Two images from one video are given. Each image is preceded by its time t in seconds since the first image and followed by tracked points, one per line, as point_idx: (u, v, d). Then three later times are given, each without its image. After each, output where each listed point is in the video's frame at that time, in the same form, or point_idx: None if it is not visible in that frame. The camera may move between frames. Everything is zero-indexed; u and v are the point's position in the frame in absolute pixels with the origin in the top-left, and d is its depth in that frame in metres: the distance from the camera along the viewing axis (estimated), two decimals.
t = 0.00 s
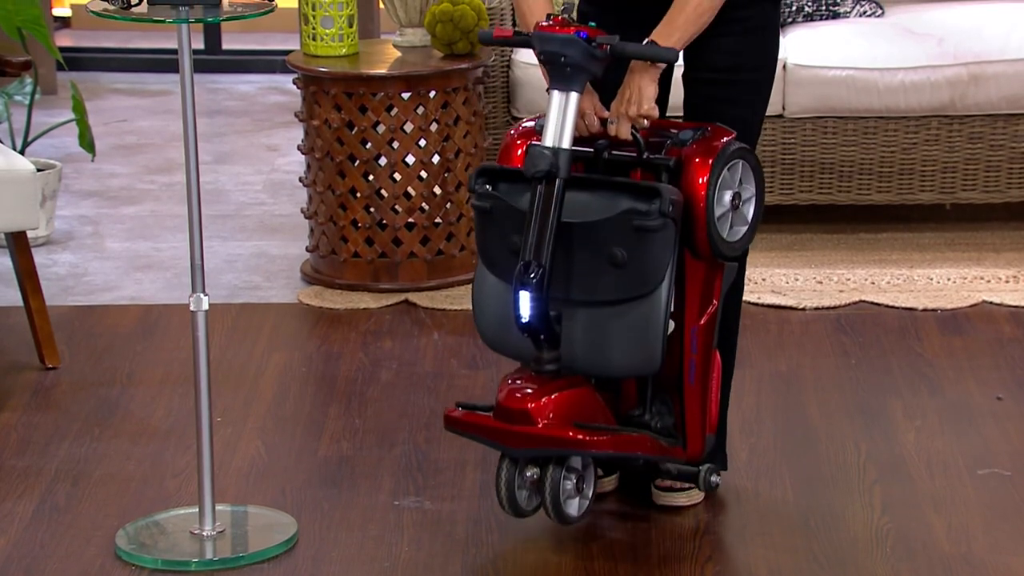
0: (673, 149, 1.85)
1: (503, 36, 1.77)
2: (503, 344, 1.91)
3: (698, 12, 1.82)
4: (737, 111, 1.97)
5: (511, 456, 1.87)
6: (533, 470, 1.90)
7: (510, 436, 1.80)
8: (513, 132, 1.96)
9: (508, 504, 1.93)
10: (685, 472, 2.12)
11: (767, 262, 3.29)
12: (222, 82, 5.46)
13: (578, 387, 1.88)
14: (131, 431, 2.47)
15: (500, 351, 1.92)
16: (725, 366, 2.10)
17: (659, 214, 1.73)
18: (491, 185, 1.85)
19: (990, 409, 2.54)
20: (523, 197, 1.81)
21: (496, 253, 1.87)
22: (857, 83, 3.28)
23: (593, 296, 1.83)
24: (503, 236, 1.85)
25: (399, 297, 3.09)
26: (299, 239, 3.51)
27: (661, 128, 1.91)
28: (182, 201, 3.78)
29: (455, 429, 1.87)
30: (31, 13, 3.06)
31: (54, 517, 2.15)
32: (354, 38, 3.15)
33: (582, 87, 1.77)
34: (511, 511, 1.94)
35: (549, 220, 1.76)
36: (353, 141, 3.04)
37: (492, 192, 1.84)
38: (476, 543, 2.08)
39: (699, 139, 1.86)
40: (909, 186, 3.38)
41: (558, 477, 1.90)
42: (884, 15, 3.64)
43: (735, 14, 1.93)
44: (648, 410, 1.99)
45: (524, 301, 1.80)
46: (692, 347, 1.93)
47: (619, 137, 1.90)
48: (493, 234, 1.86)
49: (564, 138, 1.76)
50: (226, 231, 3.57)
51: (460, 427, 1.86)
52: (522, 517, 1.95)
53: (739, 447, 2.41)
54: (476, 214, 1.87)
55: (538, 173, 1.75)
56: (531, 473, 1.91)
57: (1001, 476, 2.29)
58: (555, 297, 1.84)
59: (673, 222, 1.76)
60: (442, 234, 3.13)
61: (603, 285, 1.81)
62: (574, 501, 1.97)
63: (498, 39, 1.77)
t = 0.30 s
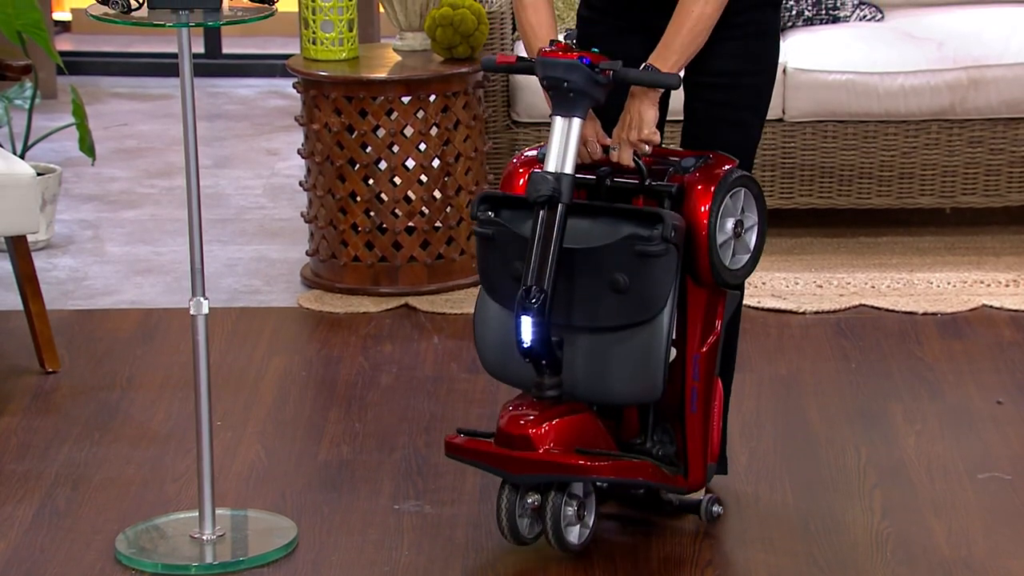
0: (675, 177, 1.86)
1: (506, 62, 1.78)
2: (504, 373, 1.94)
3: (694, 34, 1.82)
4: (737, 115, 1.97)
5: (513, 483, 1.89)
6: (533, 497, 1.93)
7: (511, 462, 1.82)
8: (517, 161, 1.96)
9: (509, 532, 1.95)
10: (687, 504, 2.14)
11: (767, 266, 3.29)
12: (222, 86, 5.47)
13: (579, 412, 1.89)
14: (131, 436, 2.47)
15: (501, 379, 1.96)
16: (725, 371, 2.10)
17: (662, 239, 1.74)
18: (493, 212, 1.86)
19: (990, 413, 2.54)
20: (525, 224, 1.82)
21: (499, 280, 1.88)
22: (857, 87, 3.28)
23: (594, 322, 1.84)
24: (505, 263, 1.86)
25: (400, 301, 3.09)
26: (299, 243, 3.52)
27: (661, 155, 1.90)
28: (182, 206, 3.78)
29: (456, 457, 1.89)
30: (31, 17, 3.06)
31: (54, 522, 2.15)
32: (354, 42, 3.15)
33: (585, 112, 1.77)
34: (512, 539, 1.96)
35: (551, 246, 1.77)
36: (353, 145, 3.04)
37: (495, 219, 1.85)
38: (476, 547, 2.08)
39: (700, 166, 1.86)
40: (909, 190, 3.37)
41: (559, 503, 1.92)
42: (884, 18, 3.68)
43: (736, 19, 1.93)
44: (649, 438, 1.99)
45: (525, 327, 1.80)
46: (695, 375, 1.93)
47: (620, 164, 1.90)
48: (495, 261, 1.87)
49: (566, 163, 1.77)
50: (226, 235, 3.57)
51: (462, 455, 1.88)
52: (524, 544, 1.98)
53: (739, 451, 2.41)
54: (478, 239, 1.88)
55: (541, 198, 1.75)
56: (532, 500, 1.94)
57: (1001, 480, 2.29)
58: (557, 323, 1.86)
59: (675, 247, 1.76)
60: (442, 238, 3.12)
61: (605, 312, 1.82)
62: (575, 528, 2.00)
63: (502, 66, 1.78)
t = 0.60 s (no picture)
0: (675, 190, 1.86)
1: (506, 76, 1.79)
2: (505, 385, 1.94)
3: (692, 47, 1.82)
4: (737, 116, 1.97)
5: (512, 497, 1.90)
6: (536, 512, 1.93)
7: (513, 478, 1.84)
8: (515, 171, 1.96)
9: (511, 544, 1.97)
10: (687, 515, 2.12)
11: (766, 267, 3.29)
12: (222, 88, 5.47)
13: (581, 428, 1.89)
14: (131, 437, 2.47)
15: (502, 391, 1.95)
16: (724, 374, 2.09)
17: (662, 254, 1.74)
18: (493, 225, 1.86)
19: (990, 414, 2.55)
20: (526, 237, 1.82)
21: (499, 293, 1.88)
22: (857, 89, 3.28)
23: (595, 336, 1.84)
24: (505, 276, 1.86)
25: (399, 302, 3.10)
26: (299, 245, 3.52)
27: (660, 168, 1.91)
28: (182, 207, 3.78)
29: (457, 470, 1.90)
30: (31, 19, 3.07)
31: (54, 523, 2.15)
32: (354, 44, 3.15)
33: (585, 125, 1.76)
34: (514, 551, 1.98)
35: (552, 261, 1.76)
36: (353, 146, 3.04)
37: (495, 232, 1.85)
38: (476, 548, 2.08)
39: (700, 179, 1.86)
40: (909, 192, 3.37)
41: (560, 519, 1.93)
42: (884, 20, 3.68)
43: (735, 21, 1.93)
44: (651, 450, 1.99)
45: (527, 342, 1.79)
46: (696, 388, 1.92)
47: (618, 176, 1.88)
48: (495, 275, 1.87)
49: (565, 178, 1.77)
50: (226, 236, 3.57)
51: (462, 468, 1.89)
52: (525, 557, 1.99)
53: (739, 453, 2.41)
54: (478, 252, 1.88)
55: (541, 213, 1.75)
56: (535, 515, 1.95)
57: (1001, 481, 2.29)
58: (558, 337, 1.86)
59: (676, 263, 1.76)
60: (442, 240, 3.12)
61: (606, 326, 1.82)
62: (575, 543, 2.00)
63: (501, 79, 1.79)
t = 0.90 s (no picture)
0: (671, 192, 1.85)
1: (501, 78, 1.79)
2: (502, 386, 1.93)
3: (689, 48, 1.82)
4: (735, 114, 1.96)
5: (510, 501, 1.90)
6: (532, 515, 1.93)
7: (510, 481, 1.84)
8: (512, 172, 1.96)
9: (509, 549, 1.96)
10: (685, 515, 2.11)
11: (767, 268, 3.28)
12: (222, 88, 5.47)
13: (579, 430, 1.89)
14: (131, 437, 2.47)
15: (499, 393, 1.95)
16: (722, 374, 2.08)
17: (659, 258, 1.73)
18: (489, 228, 1.86)
19: (991, 414, 2.54)
20: (522, 239, 1.82)
21: (495, 295, 1.88)
22: (857, 89, 3.28)
23: (592, 339, 1.83)
24: (501, 278, 1.86)
25: (399, 302, 3.09)
26: (299, 245, 3.51)
27: (656, 169, 1.90)
28: (182, 208, 3.78)
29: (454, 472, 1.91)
30: (31, 18, 3.06)
31: (53, 524, 2.15)
32: (354, 43, 3.14)
33: (581, 129, 1.76)
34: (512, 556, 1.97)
35: (549, 263, 1.76)
36: (353, 147, 3.03)
37: (490, 235, 1.85)
38: (476, 549, 2.07)
39: (697, 180, 1.85)
40: (909, 192, 3.37)
41: (557, 522, 1.92)
42: (884, 19, 3.68)
43: (731, 20, 1.93)
44: (648, 452, 1.98)
45: (523, 346, 1.79)
46: (693, 390, 1.92)
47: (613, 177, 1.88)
48: (491, 277, 1.87)
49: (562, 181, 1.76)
50: (226, 236, 3.57)
51: (459, 470, 1.89)
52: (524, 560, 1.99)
53: (739, 453, 2.40)
54: (473, 254, 1.87)
55: (538, 216, 1.75)
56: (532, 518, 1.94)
57: (1002, 482, 2.29)
58: (555, 340, 1.85)
59: (673, 265, 1.76)
60: (442, 240, 3.12)
61: (602, 330, 1.81)
62: (574, 545, 1.99)
63: (497, 82, 1.79)
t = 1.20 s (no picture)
0: (660, 197, 1.82)
1: (489, 82, 1.77)
2: (490, 392, 1.89)
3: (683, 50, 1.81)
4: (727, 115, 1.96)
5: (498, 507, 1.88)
6: (521, 522, 1.90)
7: (499, 488, 1.80)
8: (499, 176, 1.93)
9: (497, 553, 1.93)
10: (674, 521, 2.08)
11: (766, 269, 3.28)
12: (222, 88, 5.46)
13: (567, 437, 1.86)
14: (130, 438, 2.46)
15: (487, 400, 1.90)
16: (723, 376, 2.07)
17: (647, 263, 1.70)
18: (476, 233, 1.82)
19: (991, 415, 2.54)
20: (509, 244, 1.78)
21: (482, 302, 1.84)
22: (858, 88, 3.28)
23: (581, 345, 1.79)
24: (489, 285, 1.81)
25: (399, 302, 3.09)
26: (299, 245, 3.51)
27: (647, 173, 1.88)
28: (181, 208, 3.78)
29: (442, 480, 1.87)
30: (31, 18, 3.06)
31: (52, 524, 2.15)
32: (353, 43, 3.14)
33: (569, 133, 1.73)
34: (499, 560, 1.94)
35: (537, 268, 1.73)
36: (353, 147, 3.03)
37: (478, 240, 1.80)
38: (476, 549, 2.07)
39: (685, 184, 1.83)
40: (910, 192, 3.37)
41: (546, 529, 1.88)
42: (885, 19, 3.67)
43: (722, 18, 1.93)
44: (637, 459, 1.94)
45: (512, 350, 1.77)
46: (681, 395, 1.90)
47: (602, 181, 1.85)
48: (478, 284, 1.82)
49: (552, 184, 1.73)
50: (226, 237, 3.56)
51: (447, 478, 1.86)
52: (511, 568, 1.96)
53: (739, 453, 2.40)
54: (460, 261, 1.83)
55: (526, 220, 1.71)
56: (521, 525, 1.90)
57: (1003, 482, 2.29)
58: (543, 347, 1.81)
59: (662, 270, 1.73)
60: (442, 240, 3.12)
61: (591, 336, 1.78)
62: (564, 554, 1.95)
63: (485, 85, 1.76)
